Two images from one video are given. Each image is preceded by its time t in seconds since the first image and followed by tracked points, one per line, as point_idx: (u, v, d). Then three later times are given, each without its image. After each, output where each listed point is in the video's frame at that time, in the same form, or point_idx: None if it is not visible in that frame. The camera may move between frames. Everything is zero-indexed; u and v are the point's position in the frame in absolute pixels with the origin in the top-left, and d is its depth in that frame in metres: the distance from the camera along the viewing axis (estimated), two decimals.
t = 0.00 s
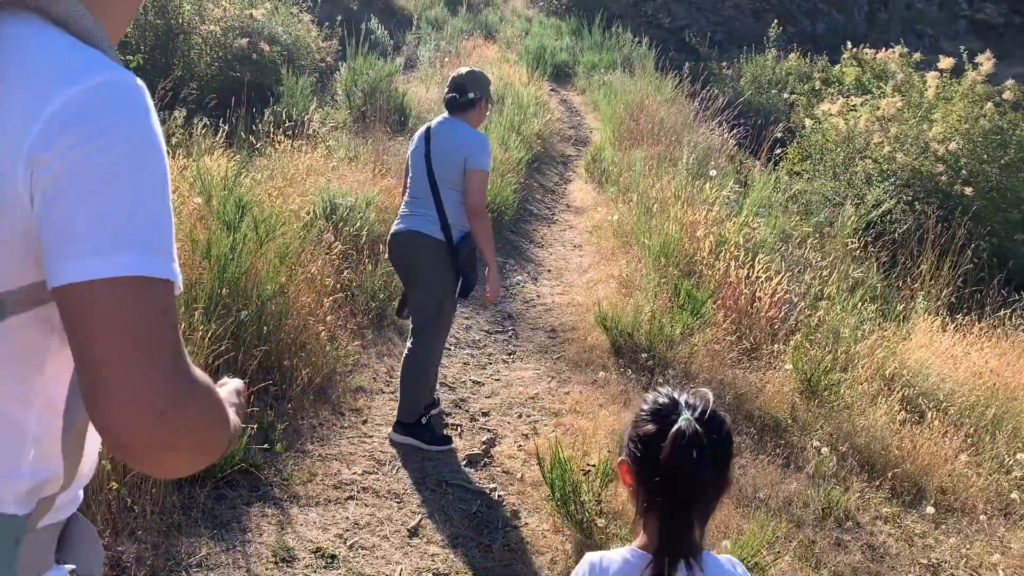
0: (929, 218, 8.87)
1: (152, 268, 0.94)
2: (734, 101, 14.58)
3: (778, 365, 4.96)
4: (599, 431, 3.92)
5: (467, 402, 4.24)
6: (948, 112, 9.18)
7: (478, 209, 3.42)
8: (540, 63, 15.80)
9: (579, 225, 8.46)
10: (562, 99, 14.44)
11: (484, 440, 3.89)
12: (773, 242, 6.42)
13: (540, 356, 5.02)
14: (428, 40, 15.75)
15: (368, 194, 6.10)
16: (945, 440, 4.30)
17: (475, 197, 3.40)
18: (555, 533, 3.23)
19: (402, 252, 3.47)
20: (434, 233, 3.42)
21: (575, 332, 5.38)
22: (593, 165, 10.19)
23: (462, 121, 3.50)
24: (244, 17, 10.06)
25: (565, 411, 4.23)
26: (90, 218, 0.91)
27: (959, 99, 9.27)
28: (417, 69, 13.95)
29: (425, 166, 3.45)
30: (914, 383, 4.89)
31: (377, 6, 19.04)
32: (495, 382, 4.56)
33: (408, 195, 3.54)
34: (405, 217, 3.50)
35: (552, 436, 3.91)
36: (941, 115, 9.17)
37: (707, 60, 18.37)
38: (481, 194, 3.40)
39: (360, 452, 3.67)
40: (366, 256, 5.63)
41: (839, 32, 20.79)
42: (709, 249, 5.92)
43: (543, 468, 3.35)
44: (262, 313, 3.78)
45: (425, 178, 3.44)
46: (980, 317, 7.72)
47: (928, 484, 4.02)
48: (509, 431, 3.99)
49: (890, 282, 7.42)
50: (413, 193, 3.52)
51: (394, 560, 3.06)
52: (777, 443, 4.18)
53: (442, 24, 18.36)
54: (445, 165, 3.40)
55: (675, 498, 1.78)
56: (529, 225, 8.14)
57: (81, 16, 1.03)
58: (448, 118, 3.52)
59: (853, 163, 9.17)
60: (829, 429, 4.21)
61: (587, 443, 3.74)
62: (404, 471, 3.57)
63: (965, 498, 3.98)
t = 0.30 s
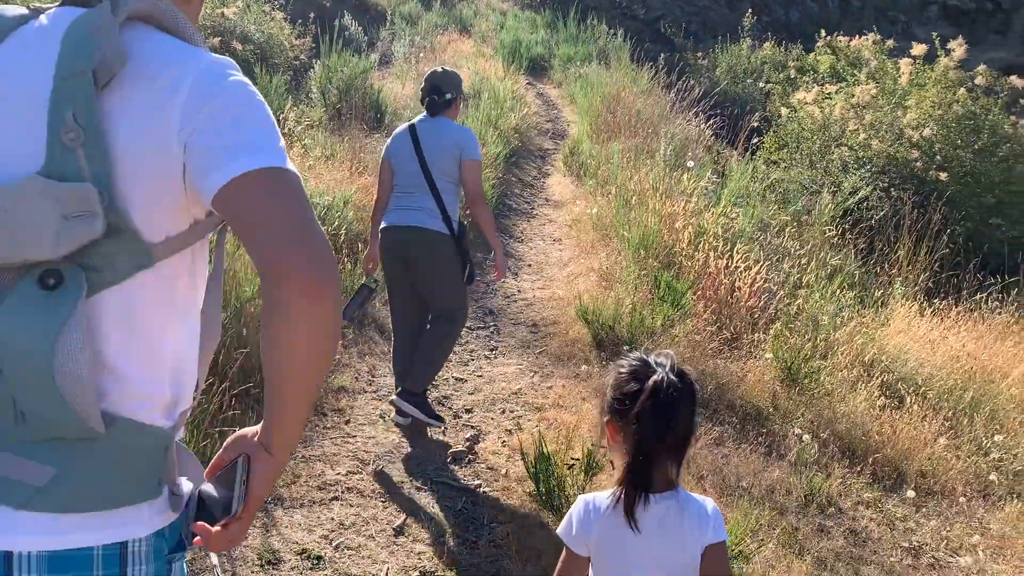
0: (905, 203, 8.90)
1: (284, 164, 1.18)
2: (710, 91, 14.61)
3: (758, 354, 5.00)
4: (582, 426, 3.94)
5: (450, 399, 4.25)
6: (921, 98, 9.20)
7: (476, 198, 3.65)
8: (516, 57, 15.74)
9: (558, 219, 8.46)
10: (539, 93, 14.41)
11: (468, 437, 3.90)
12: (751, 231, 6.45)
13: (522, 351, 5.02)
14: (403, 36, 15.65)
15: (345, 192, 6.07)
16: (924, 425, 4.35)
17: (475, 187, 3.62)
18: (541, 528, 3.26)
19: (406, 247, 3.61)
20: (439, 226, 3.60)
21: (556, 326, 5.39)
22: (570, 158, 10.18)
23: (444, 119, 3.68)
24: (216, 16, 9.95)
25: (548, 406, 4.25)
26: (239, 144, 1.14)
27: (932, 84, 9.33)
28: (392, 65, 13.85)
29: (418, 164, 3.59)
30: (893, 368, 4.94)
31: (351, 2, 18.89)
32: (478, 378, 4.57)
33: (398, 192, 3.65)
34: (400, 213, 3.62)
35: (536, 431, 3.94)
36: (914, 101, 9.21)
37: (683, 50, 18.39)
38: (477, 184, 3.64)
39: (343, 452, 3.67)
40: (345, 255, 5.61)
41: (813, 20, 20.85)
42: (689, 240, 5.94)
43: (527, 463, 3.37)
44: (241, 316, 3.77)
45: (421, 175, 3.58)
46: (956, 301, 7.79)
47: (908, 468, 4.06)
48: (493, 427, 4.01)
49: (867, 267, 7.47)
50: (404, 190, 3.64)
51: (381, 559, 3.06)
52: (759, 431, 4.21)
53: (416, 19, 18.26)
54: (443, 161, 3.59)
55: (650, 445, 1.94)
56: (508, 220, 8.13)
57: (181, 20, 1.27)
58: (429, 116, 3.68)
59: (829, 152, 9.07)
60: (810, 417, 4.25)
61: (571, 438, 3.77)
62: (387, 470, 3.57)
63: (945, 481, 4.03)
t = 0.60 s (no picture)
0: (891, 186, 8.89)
1: (358, 130, 1.33)
2: (694, 81, 14.60)
3: (751, 342, 5.00)
4: (578, 420, 3.94)
5: (447, 396, 4.24)
6: (905, 80, 9.18)
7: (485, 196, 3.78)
8: (499, 53, 15.68)
9: (547, 213, 8.43)
10: (523, 88, 14.36)
11: (466, 433, 3.90)
12: (740, 220, 6.43)
13: (516, 347, 5.01)
14: (385, 34, 15.57)
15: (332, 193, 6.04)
16: (920, 406, 4.36)
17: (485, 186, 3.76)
18: (541, 523, 3.26)
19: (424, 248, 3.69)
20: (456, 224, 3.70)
21: (550, 320, 5.38)
22: (558, 152, 10.15)
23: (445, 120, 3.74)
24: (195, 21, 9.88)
25: (544, 400, 4.25)
26: (326, 121, 1.28)
27: (915, 66, 9.31)
28: (376, 64, 13.76)
29: (429, 165, 3.64)
30: (887, 351, 4.95)
31: (332, 3, 18.79)
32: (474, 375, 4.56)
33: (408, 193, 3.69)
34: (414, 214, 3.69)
35: (534, 426, 3.94)
36: (898, 84, 9.19)
37: (666, 41, 18.36)
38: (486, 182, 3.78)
39: (341, 454, 3.66)
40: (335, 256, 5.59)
41: (795, 7, 20.81)
42: (679, 230, 5.93)
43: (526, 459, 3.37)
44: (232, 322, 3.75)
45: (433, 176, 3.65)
46: (946, 282, 7.80)
47: (906, 450, 4.08)
48: (491, 423, 4.01)
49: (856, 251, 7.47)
50: (413, 191, 3.69)
51: (383, 560, 3.04)
52: (756, 419, 4.21)
53: (398, 17, 18.18)
54: (453, 161, 3.67)
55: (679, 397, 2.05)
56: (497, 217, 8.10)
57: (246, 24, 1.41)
58: (431, 118, 3.73)
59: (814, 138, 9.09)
60: (806, 402, 4.26)
61: (568, 431, 3.77)
62: (387, 469, 3.57)
63: (942, 462, 4.05)
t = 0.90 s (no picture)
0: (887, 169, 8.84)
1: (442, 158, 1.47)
2: (686, 72, 14.57)
3: (752, 330, 4.98)
4: (583, 413, 3.94)
5: (451, 394, 4.25)
6: (898, 63, 9.15)
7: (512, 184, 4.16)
8: (490, 48, 15.65)
9: (543, 207, 8.41)
10: (515, 82, 14.33)
11: (471, 430, 3.91)
12: (737, 207, 6.41)
13: (518, 341, 5.00)
14: (375, 33, 15.54)
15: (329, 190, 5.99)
16: (925, 389, 4.35)
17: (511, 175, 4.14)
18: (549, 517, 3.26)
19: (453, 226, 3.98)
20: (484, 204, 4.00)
21: (550, 314, 5.37)
22: (552, 146, 10.13)
23: (479, 111, 4.13)
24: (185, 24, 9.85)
25: (547, 394, 4.25)
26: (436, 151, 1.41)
27: (908, 49, 9.29)
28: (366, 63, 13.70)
29: (463, 148, 4.00)
30: (889, 334, 4.94)
31: (322, 4, 18.77)
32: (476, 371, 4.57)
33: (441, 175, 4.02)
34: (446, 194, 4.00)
35: (538, 420, 3.94)
36: (891, 67, 9.16)
37: (657, 31, 18.30)
38: (512, 173, 4.17)
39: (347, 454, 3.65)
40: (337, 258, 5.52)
41: None
42: (676, 220, 5.91)
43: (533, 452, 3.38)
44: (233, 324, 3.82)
45: (467, 158, 3.99)
46: (944, 264, 7.79)
47: (911, 432, 4.07)
48: (496, 419, 4.02)
49: (853, 234, 7.46)
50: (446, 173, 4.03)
51: (392, 559, 3.03)
52: (761, 406, 4.21)
53: (388, 15, 18.13)
54: (486, 145, 4.03)
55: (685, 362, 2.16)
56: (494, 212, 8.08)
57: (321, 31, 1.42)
58: (467, 108, 4.11)
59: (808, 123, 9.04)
60: (810, 388, 4.25)
61: (573, 424, 3.77)
62: (392, 469, 3.57)
63: (948, 443, 4.05)
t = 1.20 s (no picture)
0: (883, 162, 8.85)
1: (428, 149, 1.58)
2: (681, 66, 14.55)
3: (752, 324, 4.98)
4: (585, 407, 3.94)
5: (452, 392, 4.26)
6: (893, 54, 9.13)
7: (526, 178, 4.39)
8: (483, 45, 15.61)
9: (540, 202, 8.40)
10: (509, 78, 14.30)
11: (474, 428, 3.93)
12: (734, 201, 6.41)
13: (518, 337, 4.99)
14: (368, 30, 15.50)
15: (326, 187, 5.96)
16: (926, 380, 4.35)
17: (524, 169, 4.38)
18: (554, 513, 3.27)
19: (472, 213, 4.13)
20: (501, 193, 4.17)
21: (550, 310, 5.37)
22: (547, 141, 10.11)
23: (494, 107, 4.31)
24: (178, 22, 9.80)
25: (549, 390, 4.25)
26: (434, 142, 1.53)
27: (903, 40, 9.29)
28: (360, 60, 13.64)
29: (483, 140, 4.18)
30: (889, 326, 4.93)
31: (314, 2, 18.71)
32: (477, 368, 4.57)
33: (460, 166, 4.18)
34: (464, 184, 4.15)
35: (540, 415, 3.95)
36: (886, 59, 9.15)
37: (651, 26, 18.26)
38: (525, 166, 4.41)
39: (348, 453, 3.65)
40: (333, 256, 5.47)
41: None
42: (674, 213, 5.91)
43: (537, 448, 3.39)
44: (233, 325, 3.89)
45: (485, 150, 4.18)
46: (941, 254, 7.78)
47: (913, 423, 4.08)
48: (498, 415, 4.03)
49: (850, 227, 7.45)
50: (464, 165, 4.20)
51: (397, 557, 3.02)
52: (762, 399, 4.21)
53: (381, 13, 18.09)
54: (503, 139, 4.24)
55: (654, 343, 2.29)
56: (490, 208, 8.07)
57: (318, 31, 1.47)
58: (484, 104, 4.27)
59: (805, 116, 8.93)
60: (811, 380, 4.25)
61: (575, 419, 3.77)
62: (395, 467, 3.57)
63: (951, 434, 4.05)
